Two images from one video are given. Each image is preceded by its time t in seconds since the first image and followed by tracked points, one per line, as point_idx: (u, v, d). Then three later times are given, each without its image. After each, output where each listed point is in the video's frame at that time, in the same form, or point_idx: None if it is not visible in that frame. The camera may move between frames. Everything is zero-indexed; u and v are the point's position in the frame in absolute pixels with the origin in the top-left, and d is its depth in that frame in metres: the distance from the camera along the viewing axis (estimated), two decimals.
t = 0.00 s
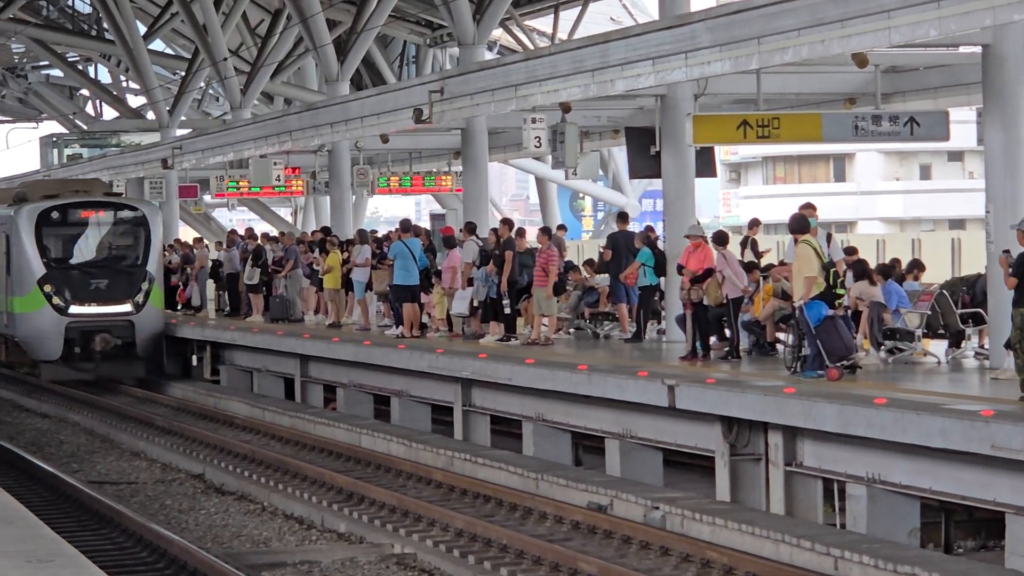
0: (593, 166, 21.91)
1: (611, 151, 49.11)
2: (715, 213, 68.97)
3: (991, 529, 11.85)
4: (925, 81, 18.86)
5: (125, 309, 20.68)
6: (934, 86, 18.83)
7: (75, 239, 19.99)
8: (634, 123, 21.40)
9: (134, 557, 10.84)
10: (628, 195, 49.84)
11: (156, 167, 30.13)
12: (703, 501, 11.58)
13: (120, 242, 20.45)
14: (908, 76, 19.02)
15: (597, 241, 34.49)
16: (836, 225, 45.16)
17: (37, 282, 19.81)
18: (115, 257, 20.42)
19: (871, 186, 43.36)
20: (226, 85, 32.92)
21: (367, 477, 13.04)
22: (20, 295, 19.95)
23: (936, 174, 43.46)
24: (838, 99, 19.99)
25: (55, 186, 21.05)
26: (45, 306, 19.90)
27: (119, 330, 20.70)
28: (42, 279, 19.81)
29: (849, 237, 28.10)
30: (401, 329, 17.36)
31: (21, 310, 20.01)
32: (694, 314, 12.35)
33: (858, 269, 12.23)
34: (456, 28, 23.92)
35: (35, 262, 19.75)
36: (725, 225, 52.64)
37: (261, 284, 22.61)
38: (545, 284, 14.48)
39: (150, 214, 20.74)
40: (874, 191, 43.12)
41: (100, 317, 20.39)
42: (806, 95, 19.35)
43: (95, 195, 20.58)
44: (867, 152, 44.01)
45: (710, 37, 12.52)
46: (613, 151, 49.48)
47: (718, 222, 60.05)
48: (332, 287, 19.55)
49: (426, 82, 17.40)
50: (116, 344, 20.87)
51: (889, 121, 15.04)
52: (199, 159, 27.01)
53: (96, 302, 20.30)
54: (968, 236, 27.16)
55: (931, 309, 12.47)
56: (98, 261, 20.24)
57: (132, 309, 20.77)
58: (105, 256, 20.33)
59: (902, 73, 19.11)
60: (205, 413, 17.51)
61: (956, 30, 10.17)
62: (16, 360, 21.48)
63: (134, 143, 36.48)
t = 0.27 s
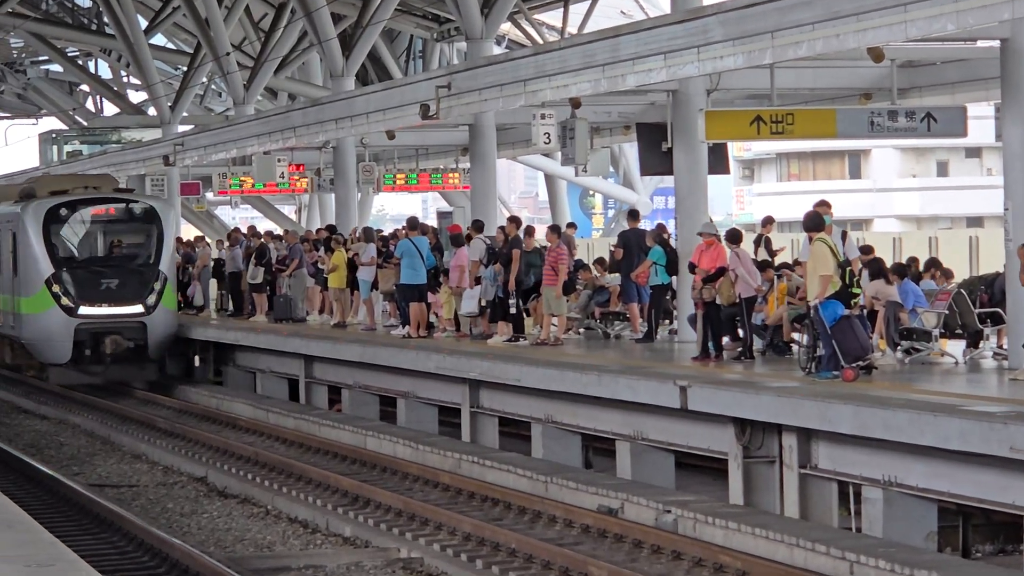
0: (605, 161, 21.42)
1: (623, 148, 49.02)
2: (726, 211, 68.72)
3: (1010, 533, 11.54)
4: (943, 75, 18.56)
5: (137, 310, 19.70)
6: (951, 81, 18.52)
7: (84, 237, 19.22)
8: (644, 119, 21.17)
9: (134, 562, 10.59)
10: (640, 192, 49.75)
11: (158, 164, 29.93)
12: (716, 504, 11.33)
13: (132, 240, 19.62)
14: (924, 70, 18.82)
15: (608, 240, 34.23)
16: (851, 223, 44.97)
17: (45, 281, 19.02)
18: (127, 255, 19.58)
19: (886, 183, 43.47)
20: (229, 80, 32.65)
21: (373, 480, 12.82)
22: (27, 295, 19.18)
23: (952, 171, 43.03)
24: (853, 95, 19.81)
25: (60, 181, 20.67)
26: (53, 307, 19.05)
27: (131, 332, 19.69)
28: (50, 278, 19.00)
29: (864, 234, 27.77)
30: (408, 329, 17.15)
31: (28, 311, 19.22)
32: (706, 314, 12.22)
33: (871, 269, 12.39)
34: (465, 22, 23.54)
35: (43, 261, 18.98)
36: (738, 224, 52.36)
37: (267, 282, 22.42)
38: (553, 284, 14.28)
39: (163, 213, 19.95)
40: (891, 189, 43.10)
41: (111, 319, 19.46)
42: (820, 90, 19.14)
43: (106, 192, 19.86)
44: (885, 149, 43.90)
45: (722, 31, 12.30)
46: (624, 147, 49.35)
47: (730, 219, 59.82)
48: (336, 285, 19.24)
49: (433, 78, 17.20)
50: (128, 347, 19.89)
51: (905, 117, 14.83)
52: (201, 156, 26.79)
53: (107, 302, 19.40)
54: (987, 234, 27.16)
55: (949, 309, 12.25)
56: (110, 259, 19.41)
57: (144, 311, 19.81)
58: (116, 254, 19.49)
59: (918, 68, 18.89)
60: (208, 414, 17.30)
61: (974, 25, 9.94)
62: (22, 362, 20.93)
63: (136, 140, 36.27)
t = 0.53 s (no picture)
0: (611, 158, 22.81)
1: (633, 144, 48.69)
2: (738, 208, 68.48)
3: None
4: (963, 69, 18.42)
5: (144, 313, 19.10)
6: (971, 74, 18.26)
7: (89, 236, 18.65)
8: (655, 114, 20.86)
9: (129, 570, 10.25)
10: (650, 190, 49.42)
11: (157, 160, 29.59)
12: (729, 510, 10.97)
13: (139, 239, 19.00)
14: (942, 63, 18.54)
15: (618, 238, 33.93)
16: (869, 220, 44.73)
17: (48, 282, 18.50)
18: (134, 255, 18.95)
19: (905, 180, 42.79)
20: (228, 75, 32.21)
21: (376, 486, 12.50)
22: (30, 297, 18.63)
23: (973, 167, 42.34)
24: (869, 88, 19.50)
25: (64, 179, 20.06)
26: (57, 309, 18.54)
27: (139, 336, 19.11)
28: (54, 279, 18.48)
29: (882, 233, 26.43)
30: (412, 330, 16.83)
31: (31, 314, 18.68)
32: (717, 315, 11.99)
33: (891, 268, 11.98)
34: (470, 14, 23.25)
35: (46, 262, 18.45)
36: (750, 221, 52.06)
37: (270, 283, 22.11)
38: (561, 283, 13.98)
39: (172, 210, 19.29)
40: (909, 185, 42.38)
41: (117, 322, 18.89)
42: (835, 83, 18.83)
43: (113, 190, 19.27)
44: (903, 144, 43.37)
45: (734, 23, 11.96)
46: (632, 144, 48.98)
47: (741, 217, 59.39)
48: (339, 285, 19.01)
49: (438, 71, 16.85)
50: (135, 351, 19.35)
51: (924, 112, 14.64)
52: (200, 152, 26.45)
53: (112, 304, 18.84)
54: (1009, 232, 24.91)
55: (969, 310, 11.92)
56: (115, 259, 18.80)
57: (152, 313, 19.21)
58: (122, 254, 18.86)
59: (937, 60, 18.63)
60: (208, 418, 16.98)
61: (996, 15, 9.63)
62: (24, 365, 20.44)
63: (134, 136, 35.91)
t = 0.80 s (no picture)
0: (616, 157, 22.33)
1: (639, 141, 48.42)
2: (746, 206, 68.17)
3: None
4: (972, 63, 18.14)
5: (156, 314, 17.83)
6: (982, 70, 18.04)
7: (97, 235, 17.50)
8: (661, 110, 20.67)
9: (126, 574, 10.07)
10: (655, 188, 49.17)
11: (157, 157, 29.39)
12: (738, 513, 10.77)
13: (149, 238, 17.87)
14: (953, 59, 18.37)
15: (625, 236, 33.69)
16: (880, 218, 44.45)
17: (54, 282, 17.24)
18: (145, 253, 17.76)
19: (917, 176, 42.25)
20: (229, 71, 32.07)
21: (379, 489, 12.31)
22: (35, 298, 17.45)
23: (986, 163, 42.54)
24: (879, 85, 19.32)
25: (76, 174, 18.92)
26: (64, 310, 17.29)
27: (150, 338, 17.84)
28: (60, 279, 17.24)
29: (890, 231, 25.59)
30: (415, 330, 16.66)
31: (37, 315, 17.48)
32: (724, 316, 11.80)
33: (901, 267, 11.84)
34: (473, 10, 23.10)
35: (53, 259, 17.23)
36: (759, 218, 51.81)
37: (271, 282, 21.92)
38: (567, 283, 13.79)
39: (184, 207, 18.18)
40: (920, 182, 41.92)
41: (127, 324, 17.61)
42: (844, 79, 18.68)
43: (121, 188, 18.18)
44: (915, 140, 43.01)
45: (743, 17, 11.78)
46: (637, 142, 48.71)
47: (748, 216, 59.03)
48: (340, 285, 18.81)
49: (441, 67, 16.66)
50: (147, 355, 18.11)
51: (935, 108, 14.53)
52: (200, 149, 26.25)
53: (121, 306, 17.56)
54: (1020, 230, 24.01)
55: (981, 309, 11.75)
56: (124, 258, 17.63)
57: (163, 315, 17.90)
58: (130, 253, 17.70)
59: (948, 56, 18.44)
60: (208, 420, 16.79)
61: (1008, 9, 9.47)
62: (28, 370, 19.10)
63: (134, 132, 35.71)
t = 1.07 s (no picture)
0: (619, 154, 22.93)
1: (644, 140, 48.43)
2: (752, 205, 68.27)
3: None
4: (980, 61, 18.10)
5: (170, 316, 17.17)
6: (989, 69, 17.99)
7: (109, 234, 16.84)
8: (666, 109, 20.69)
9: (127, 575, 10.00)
10: (662, 186, 49.14)
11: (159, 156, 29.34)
12: (743, 514, 10.72)
13: (163, 237, 17.16)
14: (959, 57, 18.32)
15: (629, 236, 33.61)
16: (886, 217, 44.36)
17: (65, 283, 16.61)
18: (159, 253, 17.07)
19: (923, 175, 42.41)
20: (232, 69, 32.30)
21: (382, 490, 12.25)
22: (46, 298, 16.80)
23: (993, 162, 43.28)
24: (885, 83, 19.25)
25: (85, 173, 18.61)
26: (75, 311, 16.66)
27: (163, 340, 17.20)
28: (72, 279, 16.60)
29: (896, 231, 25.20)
30: (419, 330, 16.62)
31: (48, 316, 16.83)
32: (728, 315, 11.86)
33: (907, 266, 11.80)
34: (478, 8, 23.12)
35: (64, 259, 16.58)
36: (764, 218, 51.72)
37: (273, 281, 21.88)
38: (571, 282, 13.74)
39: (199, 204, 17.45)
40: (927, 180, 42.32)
41: (141, 326, 16.96)
42: (850, 77, 18.63)
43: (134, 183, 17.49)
44: (921, 140, 43.37)
45: (748, 16, 11.73)
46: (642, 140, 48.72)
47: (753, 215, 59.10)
48: (343, 285, 18.79)
49: (445, 66, 16.61)
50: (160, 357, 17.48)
51: (941, 106, 14.45)
52: (203, 148, 26.19)
53: (134, 307, 16.91)
54: None
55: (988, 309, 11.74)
56: (137, 258, 16.95)
57: (177, 317, 17.26)
58: (144, 253, 17.01)
59: (954, 54, 18.39)
60: (210, 421, 16.73)
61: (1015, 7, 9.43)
62: (39, 372, 18.60)
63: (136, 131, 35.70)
